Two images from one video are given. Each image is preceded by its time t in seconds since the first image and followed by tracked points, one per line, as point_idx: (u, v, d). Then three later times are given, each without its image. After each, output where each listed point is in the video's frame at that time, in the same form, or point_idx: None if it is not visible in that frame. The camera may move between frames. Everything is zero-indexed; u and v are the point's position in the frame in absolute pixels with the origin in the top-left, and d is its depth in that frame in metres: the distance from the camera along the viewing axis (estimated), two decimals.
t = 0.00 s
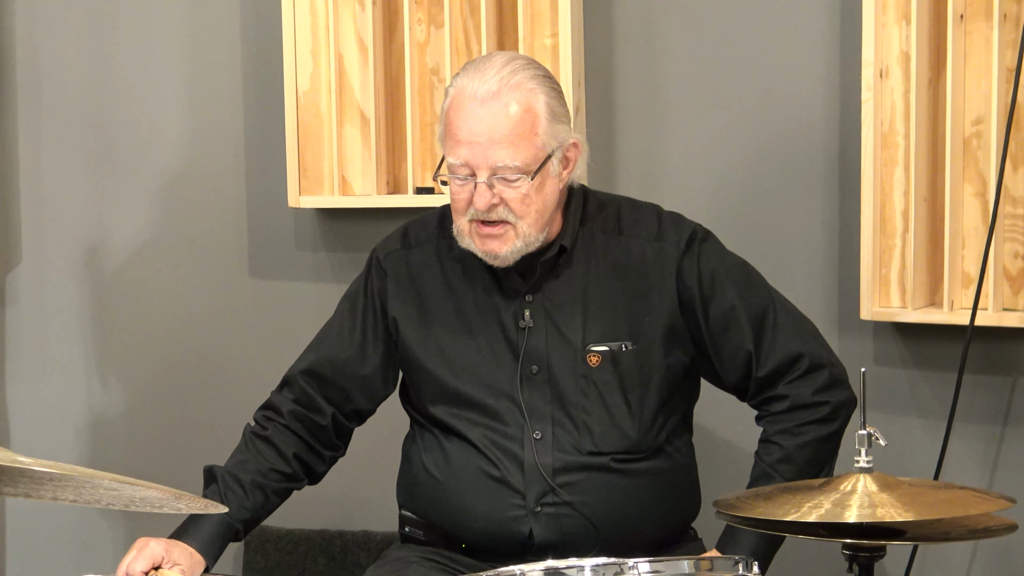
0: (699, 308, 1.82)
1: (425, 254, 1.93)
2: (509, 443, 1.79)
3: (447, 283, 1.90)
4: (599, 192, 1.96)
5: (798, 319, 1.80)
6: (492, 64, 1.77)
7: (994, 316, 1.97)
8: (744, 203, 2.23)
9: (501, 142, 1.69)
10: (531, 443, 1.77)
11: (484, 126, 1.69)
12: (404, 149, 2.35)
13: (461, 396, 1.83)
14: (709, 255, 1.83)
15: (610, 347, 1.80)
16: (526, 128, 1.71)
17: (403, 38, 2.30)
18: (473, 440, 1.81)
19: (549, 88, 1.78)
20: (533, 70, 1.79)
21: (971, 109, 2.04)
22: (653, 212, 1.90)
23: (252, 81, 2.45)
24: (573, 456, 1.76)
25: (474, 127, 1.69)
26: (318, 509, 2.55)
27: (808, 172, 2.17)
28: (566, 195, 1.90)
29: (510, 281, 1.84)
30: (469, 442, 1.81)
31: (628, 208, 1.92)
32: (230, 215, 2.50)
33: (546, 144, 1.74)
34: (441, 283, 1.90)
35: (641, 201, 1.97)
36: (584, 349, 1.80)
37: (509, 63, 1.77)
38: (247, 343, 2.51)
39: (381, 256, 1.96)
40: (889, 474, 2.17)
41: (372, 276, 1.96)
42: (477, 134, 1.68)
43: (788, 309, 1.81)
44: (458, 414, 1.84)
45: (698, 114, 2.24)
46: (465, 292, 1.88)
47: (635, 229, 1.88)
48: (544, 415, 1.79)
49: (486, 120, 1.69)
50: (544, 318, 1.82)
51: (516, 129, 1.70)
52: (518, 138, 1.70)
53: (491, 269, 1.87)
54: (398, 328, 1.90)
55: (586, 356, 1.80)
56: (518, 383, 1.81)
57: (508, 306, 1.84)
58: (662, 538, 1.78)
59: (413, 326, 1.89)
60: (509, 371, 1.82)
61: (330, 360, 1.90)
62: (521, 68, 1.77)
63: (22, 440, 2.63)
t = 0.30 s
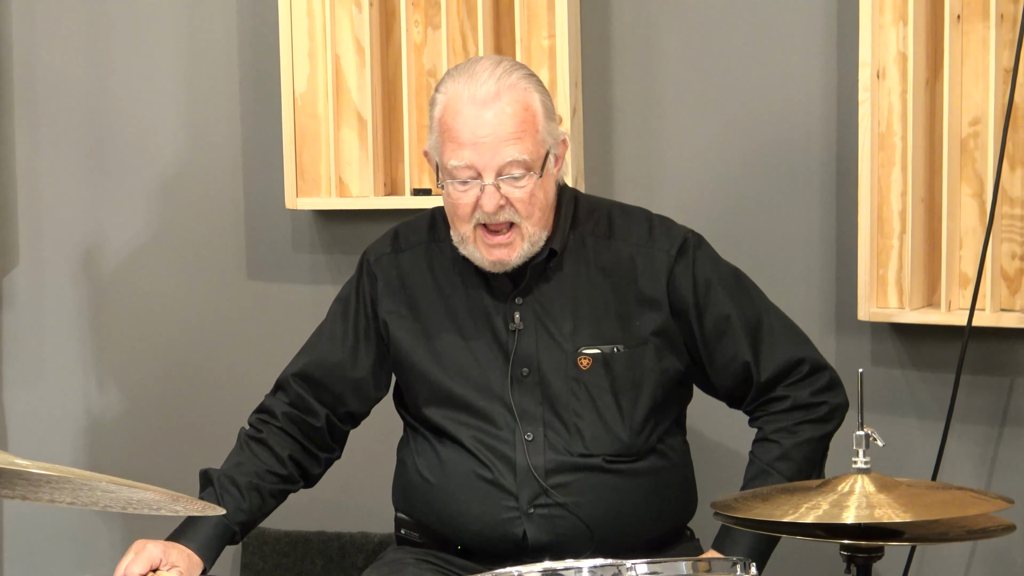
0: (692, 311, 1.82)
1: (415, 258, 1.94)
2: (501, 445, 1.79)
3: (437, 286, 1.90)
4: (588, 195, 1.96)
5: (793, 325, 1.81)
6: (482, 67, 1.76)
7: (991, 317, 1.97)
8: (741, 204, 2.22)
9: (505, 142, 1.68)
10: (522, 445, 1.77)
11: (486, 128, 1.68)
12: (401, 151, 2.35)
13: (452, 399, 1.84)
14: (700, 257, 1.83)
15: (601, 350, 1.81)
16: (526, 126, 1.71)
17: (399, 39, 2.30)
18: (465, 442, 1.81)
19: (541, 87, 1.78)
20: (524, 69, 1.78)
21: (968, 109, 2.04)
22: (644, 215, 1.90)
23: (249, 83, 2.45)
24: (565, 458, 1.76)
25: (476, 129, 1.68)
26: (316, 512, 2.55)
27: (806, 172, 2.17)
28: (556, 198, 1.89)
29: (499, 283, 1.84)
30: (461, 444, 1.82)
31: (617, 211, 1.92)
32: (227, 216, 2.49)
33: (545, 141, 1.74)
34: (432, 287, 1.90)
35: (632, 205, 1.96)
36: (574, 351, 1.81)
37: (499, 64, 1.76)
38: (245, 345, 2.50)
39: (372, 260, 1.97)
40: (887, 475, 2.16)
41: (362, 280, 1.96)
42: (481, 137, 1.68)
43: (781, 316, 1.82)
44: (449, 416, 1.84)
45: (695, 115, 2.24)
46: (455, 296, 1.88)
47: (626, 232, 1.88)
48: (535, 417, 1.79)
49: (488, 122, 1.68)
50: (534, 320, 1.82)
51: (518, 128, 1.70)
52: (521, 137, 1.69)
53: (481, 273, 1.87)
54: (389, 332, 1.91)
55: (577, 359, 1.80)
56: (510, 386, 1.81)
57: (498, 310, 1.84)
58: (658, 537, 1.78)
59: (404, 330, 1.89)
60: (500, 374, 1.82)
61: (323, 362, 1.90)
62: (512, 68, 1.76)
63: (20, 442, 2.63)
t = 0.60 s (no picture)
0: (686, 308, 1.83)
1: (407, 261, 1.94)
2: (496, 445, 1.79)
3: (431, 288, 1.90)
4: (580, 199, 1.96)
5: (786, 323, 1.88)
6: (465, 72, 1.76)
7: (991, 317, 1.97)
8: (741, 205, 2.22)
9: (491, 146, 1.68)
10: (517, 444, 1.77)
11: (471, 133, 1.68)
12: (401, 151, 2.34)
13: (446, 399, 1.83)
14: (694, 259, 1.85)
15: (595, 349, 1.81)
16: (512, 128, 1.70)
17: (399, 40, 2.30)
18: (460, 443, 1.81)
19: (525, 89, 1.78)
20: (506, 73, 1.78)
21: (967, 110, 2.04)
22: (639, 220, 1.90)
23: (248, 83, 2.45)
24: (560, 457, 1.76)
25: (462, 135, 1.68)
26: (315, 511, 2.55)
27: (805, 173, 2.17)
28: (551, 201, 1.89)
29: (493, 283, 1.84)
30: (455, 445, 1.82)
31: (610, 213, 1.92)
32: (227, 217, 2.49)
33: (533, 142, 1.74)
34: (426, 288, 1.90)
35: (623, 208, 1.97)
36: (569, 350, 1.81)
37: (482, 69, 1.76)
38: (243, 345, 2.50)
39: (364, 263, 1.97)
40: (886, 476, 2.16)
41: (355, 284, 1.96)
42: (467, 142, 1.68)
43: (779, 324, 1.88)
44: (444, 417, 1.84)
45: (694, 116, 2.24)
46: (449, 297, 1.88)
47: (620, 235, 1.88)
48: (530, 416, 1.79)
49: (473, 127, 1.68)
50: (528, 320, 1.82)
51: (503, 131, 1.70)
52: (506, 140, 1.69)
53: (474, 274, 1.87)
54: (383, 334, 1.90)
55: (571, 357, 1.81)
56: (504, 385, 1.81)
57: (492, 310, 1.84)
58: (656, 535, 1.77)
59: (399, 332, 1.89)
60: (494, 374, 1.82)
61: (315, 366, 1.91)
62: (495, 72, 1.76)
63: (19, 442, 2.63)
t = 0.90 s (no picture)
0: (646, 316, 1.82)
1: (412, 257, 1.94)
2: (499, 442, 1.79)
3: (434, 285, 1.90)
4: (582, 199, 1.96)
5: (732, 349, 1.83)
6: (471, 64, 1.76)
7: (997, 318, 1.97)
8: (748, 204, 2.22)
9: (499, 134, 1.69)
10: (519, 440, 1.78)
11: (478, 122, 1.69)
12: (408, 149, 2.34)
13: (449, 396, 1.84)
14: (680, 268, 1.83)
15: (594, 346, 1.80)
16: (519, 118, 1.70)
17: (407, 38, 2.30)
18: (462, 440, 1.81)
19: (531, 79, 1.78)
20: (513, 64, 1.78)
21: (975, 111, 2.04)
22: (636, 221, 1.89)
23: (255, 80, 2.45)
24: (562, 454, 1.77)
25: (469, 124, 1.68)
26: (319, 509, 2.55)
27: (812, 173, 2.16)
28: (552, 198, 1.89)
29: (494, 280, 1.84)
30: (458, 441, 1.82)
31: (611, 212, 1.91)
32: (233, 214, 2.49)
33: (540, 132, 1.74)
34: (429, 284, 1.90)
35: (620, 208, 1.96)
36: (568, 348, 1.80)
37: (488, 61, 1.76)
38: (249, 342, 2.50)
39: (369, 258, 1.97)
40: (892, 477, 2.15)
41: (360, 280, 1.96)
42: (475, 130, 1.68)
43: (728, 353, 1.82)
44: (446, 413, 1.84)
45: (702, 115, 2.23)
46: (452, 293, 1.88)
47: (619, 234, 1.87)
48: (532, 413, 1.79)
49: (480, 116, 1.69)
50: (528, 318, 1.82)
51: (510, 119, 1.70)
52: (514, 128, 1.69)
53: (477, 271, 1.87)
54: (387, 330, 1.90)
55: (570, 356, 1.80)
56: (505, 383, 1.81)
57: (493, 307, 1.84)
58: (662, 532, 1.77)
59: (403, 328, 1.89)
60: (495, 372, 1.82)
61: (321, 362, 1.90)
62: (502, 63, 1.76)
63: (25, 439, 2.63)
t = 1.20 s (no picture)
0: (621, 313, 1.78)
1: (409, 257, 1.94)
2: (491, 443, 1.79)
3: (430, 286, 1.90)
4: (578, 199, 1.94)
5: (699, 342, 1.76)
6: (453, 62, 1.76)
7: (1004, 318, 1.97)
8: (754, 204, 2.22)
9: (476, 130, 1.68)
10: (509, 441, 1.78)
11: (455, 118, 1.68)
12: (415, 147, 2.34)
13: (441, 398, 1.84)
14: (661, 266, 1.79)
15: (580, 349, 1.79)
16: (497, 115, 1.70)
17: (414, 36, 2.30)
18: (458, 442, 1.82)
19: (513, 77, 1.77)
20: (495, 62, 1.78)
21: (983, 111, 2.04)
22: (626, 219, 1.87)
23: (262, 78, 2.45)
24: (552, 456, 1.76)
25: (445, 120, 1.68)
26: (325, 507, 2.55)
27: (819, 172, 2.17)
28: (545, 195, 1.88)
29: (484, 281, 1.83)
30: (453, 443, 1.82)
31: (603, 212, 1.89)
32: (240, 212, 2.50)
33: (520, 130, 1.73)
34: (425, 284, 1.90)
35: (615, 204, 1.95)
36: (554, 351, 1.79)
37: (470, 59, 1.76)
38: (256, 340, 2.51)
39: (368, 258, 1.98)
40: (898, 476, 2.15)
41: (359, 280, 1.97)
42: (451, 126, 1.68)
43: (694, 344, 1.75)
44: (439, 415, 1.84)
45: (708, 115, 2.23)
46: (447, 293, 1.88)
47: (608, 233, 1.85)
48: (522, 415, 1.79)
49: (457, 113, 1.68)
50: (517, 320, 1.81)
51: (487, 116, 1.69)
52: (491, 124, 1.69)
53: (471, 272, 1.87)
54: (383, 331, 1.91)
55: (555, 359, 1.79)
56: (495, 385, 1.81)
57: (485, 308, 1.84)
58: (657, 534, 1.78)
59: (398, 329, 1.89)
60: (485, 374, 1.82)
61: (322, 362, 1.90)
62: (483, 61, 1.76)
63: (31, 436, 2.63)
